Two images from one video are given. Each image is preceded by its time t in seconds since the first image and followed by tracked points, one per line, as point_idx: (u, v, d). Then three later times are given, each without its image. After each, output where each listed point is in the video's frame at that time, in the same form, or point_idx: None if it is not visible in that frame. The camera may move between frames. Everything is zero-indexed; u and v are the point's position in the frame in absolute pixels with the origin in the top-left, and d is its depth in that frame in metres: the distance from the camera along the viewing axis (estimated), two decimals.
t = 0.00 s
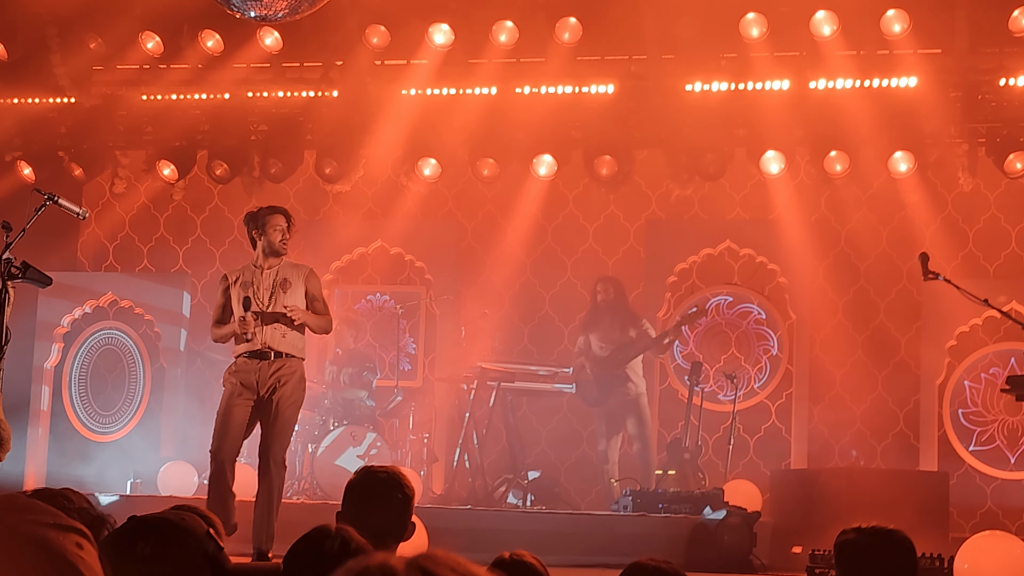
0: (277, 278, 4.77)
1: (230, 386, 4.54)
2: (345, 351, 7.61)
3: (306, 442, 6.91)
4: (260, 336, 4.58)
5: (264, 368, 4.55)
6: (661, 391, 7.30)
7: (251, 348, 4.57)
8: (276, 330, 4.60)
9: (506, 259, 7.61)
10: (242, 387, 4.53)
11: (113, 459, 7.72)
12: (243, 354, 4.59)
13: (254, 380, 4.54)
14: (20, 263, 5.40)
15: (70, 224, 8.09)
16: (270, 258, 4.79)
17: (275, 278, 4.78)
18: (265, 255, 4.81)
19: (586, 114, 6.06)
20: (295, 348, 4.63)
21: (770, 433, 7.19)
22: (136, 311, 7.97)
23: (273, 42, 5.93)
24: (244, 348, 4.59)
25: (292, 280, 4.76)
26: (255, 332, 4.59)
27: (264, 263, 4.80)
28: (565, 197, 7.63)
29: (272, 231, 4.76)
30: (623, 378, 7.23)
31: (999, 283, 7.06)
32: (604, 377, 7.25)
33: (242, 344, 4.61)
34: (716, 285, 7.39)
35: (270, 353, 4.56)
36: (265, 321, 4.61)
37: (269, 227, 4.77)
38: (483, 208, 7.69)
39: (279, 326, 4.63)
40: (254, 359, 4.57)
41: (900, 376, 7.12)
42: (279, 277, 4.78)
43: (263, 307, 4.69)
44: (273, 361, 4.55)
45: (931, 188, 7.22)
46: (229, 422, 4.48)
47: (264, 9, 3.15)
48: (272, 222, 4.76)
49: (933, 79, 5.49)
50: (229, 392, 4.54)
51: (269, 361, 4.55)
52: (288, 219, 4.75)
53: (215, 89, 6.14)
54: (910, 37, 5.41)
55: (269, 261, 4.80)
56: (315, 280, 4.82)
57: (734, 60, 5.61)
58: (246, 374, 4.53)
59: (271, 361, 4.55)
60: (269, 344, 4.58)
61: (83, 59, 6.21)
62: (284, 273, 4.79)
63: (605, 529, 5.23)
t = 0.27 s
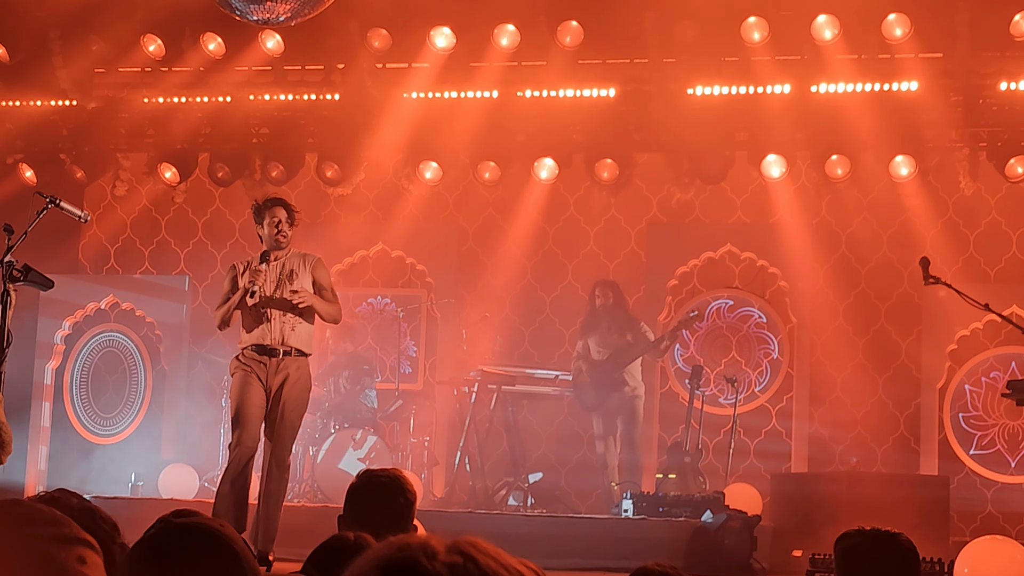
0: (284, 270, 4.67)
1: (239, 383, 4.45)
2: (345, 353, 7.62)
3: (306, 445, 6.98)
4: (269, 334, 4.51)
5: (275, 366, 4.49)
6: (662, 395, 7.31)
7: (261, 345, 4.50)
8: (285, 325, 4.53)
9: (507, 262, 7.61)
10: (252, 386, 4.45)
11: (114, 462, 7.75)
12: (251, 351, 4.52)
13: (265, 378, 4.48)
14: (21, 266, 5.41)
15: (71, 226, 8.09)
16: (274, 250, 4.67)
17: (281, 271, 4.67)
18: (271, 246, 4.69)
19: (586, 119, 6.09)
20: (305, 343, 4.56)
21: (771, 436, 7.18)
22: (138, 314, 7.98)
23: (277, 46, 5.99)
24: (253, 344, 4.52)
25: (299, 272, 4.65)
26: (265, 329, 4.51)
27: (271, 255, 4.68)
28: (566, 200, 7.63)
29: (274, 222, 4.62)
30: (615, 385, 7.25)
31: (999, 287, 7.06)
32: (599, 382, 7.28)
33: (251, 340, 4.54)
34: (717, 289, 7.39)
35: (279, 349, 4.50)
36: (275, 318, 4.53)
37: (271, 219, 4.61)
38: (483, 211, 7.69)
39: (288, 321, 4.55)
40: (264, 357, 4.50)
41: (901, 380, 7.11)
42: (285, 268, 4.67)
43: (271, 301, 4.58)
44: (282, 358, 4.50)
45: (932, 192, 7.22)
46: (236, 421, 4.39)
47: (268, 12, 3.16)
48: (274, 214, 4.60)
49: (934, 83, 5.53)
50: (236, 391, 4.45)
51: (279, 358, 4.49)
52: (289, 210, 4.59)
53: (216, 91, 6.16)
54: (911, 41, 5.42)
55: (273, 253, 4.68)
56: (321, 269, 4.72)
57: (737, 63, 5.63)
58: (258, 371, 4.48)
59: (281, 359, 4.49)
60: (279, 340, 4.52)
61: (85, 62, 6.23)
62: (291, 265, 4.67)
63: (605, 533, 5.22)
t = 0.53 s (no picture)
0: (289, 272, 4.65)
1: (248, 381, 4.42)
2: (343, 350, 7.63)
3: (306, 441, 7.04)
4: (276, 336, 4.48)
5: (282, 365, 4.50)
6: (661, 392, 7.30)
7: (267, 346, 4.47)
8: (292, 328, 4.52)
9: (506, 259, 7.61)
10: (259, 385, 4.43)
11: (112, 459, 7.75)
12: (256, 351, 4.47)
13: (271, 377, 4.47)
14: (21, 262, 5.41)
15: (70, 222, 8.08)
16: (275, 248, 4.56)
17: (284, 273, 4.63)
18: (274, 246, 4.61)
19: (583, 114, 6.11)
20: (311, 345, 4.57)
21: (770, 434, 7.19)
22: (137, 311, 7.99)
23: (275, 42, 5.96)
24: (258, 345, 4.47)
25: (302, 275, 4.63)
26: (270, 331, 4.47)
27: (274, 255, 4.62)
28: (565, 197, 7.62)
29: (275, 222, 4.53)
30: (607, 387, 7.19)
31: (998, 285, 7.07)
32: (593, 382, 7.21)
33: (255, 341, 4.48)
34: (716, 286, 7.40)
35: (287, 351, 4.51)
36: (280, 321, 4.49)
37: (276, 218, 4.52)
38: (482, 208, 7.69)
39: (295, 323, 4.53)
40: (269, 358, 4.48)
41: (900, 378, 7.12)
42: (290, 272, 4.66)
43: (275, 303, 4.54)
44: (290, 360, 4.52)
45: (932, 190, 7.22)
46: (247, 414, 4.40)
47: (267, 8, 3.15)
48: (280, 214, 4.52)
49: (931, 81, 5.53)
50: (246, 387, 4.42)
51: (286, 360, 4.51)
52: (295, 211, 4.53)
53: (213, 88, 6.17)
54: (911, 39, 5.42)
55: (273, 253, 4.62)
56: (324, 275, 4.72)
57: (736, 61, 5.62)
58: (267, 371, 4.46)
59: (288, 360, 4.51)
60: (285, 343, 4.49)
61: (84, 59, 6.22)
62: (296, 268, 4.67)
63: (604, 529, 5.23)
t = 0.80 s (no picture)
0: (297, 267, 4.67)
1: (260, 374, 4.39)
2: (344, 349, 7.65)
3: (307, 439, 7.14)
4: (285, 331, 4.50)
5: (292, 360, 4.50)
6: (660, 391, 7.30)
7: (279, 342, 4.48)
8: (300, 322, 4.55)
9: (506, 258, 7.61)
10: (269, 379, 4.40)
11: (112, 457, 7.75)
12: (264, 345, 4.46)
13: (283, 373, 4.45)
14: (21, 261, 5.41)
15: (71, 221, 8.09)
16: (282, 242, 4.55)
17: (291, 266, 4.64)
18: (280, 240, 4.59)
19: (582, 113, 6.08)
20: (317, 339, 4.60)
21: (769, 433, 7.20)
22: (137, 309, 7.98)
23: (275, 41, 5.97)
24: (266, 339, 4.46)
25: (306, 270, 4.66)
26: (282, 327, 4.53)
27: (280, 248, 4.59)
28: (565, 197, 7.62)
29: (282, 218, 4.50)
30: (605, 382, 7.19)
31: (998, 285, 7.06)
32: (588, 378, 7.20)
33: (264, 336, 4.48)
34: (715, 286, 7.39)
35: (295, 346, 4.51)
36: (291, 315, 4.58)
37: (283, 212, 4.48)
38: (482, 208, 7.69)
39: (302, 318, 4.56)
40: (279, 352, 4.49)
41: (899, 378, 7.12)
42: (297, 267, 4.68)
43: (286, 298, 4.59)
44: (298, 353, 4.53)
45: (932, 190, 7.21)
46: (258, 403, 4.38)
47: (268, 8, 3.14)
48: (286, 208, 4.48)
49: (930, 81, 5.56)
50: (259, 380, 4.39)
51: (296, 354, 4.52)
52: (301, 205, 4.49)
53: (212, 86, 6.19)
54: (911, 38, 5.42)
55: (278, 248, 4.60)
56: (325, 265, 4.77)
57: (736, 61, 5.63)
58: (276, 365, 4.45)
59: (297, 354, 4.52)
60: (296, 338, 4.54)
61: (85, 58, 6.24)
62: (303, 263, 4.69)
63: (603, 528, 5.23)
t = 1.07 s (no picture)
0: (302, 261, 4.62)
1: (265, 370, 4.34)
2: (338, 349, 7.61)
3: (298, 442, 6.96)
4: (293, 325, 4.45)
5: (298, 357, 4.43)
6: (654, 392, 7.30)
7: (286, 338, 4.42)
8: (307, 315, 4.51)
9: (500, 259, 7.61)
10: (274, 374, 4.35)
11: (106, 458, 7.72)
12: (271, 341, 4.38)
13: (288, 368, 4.39)
14: (14, 260, 5.38)
15: (64, 221, 8.06)
16: (293, 236, 4.54)
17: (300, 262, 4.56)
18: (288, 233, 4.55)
19: (577, 114, 6.03)
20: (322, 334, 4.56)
21: (763, 435, 7.20)
22: (131, 309, 7.95)
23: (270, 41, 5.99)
24: (273, 336, 4.40)
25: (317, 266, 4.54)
26: (292, 322, 4.44)
27: (286, 241, 4.53)
28: (560, 197, 7.62)
29: (296, 212, 4.50)
30: (593, 378, 7.19)
31: (992, 287, 7.07)
32: (574, 373, 7.18)
33: (272, 331, 4.40)
34: (710, 287, 7.39)
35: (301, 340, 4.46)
36: (299, 310, 4.49)
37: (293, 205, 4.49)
38: (477, 209, 7.68)
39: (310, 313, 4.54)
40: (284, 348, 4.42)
41: (893, 379, 7.13)
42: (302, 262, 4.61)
43: (297, 295, 4.48)
44: (303, 348, 4.46)
45: (926, 191, 7.23)
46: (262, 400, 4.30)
47: (261, 7, 3.11)
48: (298, 201, 4.49)
49: (925, 83, 5.52)
50: (264, 376, 4.33)
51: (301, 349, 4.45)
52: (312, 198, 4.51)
53: (205, 86, 6.14)
54: (905, 40, 5.43)
55: (290, 244, 4.54)
56: (330, 265, 4.75)
57: (731, 62, 5.62)
58: (283, 359, 4.39)
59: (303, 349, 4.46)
60: (302, 333, 4.48)
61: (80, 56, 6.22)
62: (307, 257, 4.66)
63: (597, 530, 5.21)
